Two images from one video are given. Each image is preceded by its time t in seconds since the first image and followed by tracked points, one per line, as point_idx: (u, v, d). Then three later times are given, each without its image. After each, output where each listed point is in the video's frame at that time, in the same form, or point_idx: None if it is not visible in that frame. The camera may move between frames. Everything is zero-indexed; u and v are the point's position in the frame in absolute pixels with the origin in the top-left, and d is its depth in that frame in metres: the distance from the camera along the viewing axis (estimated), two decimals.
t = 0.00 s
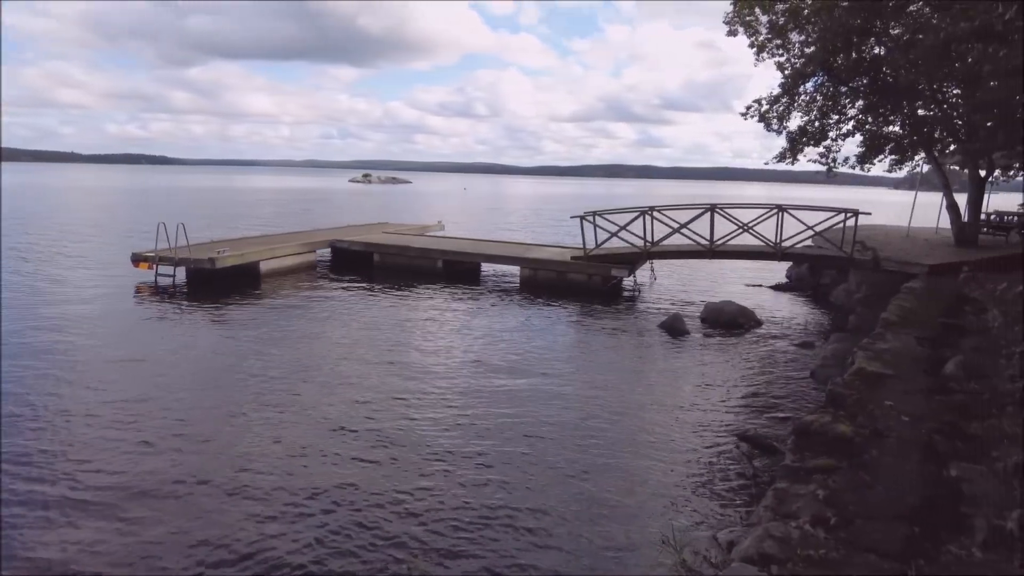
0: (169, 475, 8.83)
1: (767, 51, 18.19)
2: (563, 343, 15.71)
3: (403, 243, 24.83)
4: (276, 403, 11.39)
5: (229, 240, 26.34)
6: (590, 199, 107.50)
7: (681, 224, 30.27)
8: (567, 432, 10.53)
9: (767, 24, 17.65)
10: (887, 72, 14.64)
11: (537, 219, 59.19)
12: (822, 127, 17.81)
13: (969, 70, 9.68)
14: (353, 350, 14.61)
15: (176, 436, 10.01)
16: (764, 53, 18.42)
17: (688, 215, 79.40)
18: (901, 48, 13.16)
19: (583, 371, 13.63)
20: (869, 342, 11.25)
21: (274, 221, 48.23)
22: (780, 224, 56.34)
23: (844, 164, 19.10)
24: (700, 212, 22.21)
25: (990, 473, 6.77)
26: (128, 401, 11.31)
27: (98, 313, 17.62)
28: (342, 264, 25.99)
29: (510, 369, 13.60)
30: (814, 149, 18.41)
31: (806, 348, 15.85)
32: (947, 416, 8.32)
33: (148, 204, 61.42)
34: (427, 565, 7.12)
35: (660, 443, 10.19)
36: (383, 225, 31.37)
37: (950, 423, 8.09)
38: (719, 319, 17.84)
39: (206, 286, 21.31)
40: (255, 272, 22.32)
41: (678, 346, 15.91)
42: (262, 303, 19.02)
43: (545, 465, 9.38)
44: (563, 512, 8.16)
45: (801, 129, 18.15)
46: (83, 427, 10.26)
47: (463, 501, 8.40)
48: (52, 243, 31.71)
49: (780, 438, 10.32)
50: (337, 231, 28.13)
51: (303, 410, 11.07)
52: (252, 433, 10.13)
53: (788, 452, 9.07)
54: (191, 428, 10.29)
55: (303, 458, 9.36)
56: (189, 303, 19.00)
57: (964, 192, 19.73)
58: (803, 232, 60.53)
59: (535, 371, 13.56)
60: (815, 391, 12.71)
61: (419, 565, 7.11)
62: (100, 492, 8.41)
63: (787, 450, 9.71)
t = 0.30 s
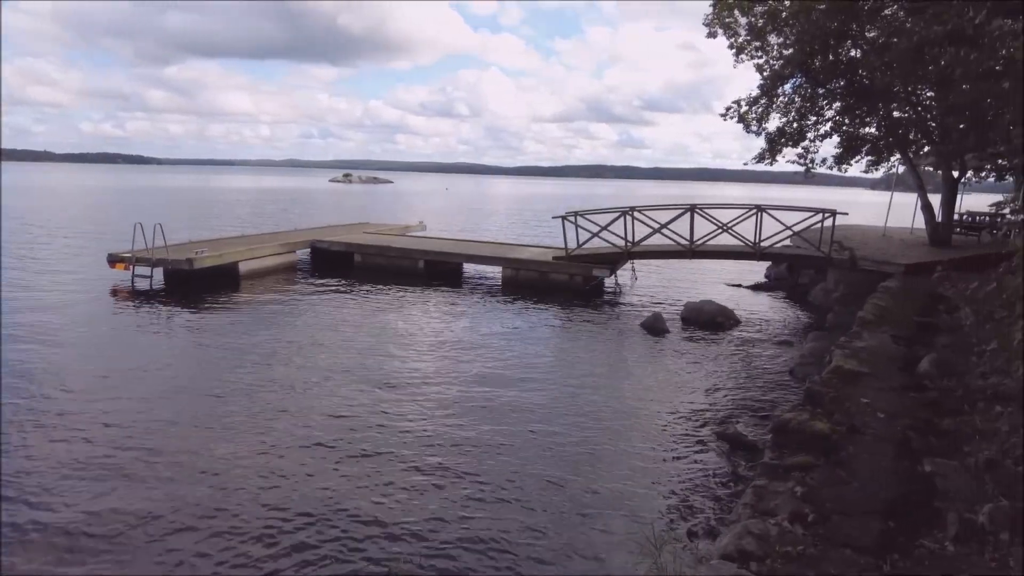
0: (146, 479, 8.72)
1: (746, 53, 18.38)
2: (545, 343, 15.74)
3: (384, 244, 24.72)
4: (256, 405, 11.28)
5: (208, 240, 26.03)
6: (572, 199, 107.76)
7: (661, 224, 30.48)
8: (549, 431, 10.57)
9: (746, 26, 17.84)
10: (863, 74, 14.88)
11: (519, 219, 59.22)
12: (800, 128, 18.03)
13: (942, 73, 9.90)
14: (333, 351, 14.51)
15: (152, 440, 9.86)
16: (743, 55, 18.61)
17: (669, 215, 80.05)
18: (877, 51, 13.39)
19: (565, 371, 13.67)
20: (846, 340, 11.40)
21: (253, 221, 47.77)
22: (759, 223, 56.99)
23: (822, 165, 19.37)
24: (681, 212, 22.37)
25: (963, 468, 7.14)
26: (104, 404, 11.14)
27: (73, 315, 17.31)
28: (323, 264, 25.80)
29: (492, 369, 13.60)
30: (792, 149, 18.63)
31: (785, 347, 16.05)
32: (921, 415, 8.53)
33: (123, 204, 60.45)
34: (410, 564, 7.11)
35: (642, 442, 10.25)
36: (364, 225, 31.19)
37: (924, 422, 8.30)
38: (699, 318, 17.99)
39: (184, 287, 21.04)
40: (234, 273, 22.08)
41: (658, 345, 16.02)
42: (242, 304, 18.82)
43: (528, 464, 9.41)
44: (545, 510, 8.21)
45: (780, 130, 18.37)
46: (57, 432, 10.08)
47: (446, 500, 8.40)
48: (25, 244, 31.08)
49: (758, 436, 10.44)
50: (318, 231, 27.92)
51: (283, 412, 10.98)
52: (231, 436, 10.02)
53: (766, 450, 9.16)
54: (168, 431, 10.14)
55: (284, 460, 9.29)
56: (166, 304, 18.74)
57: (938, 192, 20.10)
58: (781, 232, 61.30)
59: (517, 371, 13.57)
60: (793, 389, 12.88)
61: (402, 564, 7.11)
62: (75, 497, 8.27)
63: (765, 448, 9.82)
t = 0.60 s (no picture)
0: (124, 484, 8.59)
1: (726, 54, 18.56)
2: (527, 343, 15.75)
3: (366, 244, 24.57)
4: (236, 407, 11.15)
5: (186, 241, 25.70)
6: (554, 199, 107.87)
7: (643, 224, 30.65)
8: (532, 431, 10.57)
9: (726, 28, 18.01)
10: (840, 76, 15.10)
11: (501, 219, 59.19)
12: (779, 129, 18.25)
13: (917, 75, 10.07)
14: (314, 352, 14.39)
15: (130, 443, 9.72)
16: (723, 56, 18.80)
17: (650, 214, 80.64)
18: (853, 53, 13.59)
19: (547, 371, 13.68)
20: (824, 339, 11.54)
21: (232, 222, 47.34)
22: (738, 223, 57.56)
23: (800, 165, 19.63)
24: (662, 212, 22.51)
25: (937, 463, 7.30)
26: (80, 408, 10.95)
27: (47, 317, 17.00)
28: (303, 265, 25.61)
29: (474, 370, 13.57)
30: (771, 150, 18.85)
31: (764, 345, 16.22)
32: (897, 412, 8.66)
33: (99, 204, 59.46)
34: (392, 565, 7.08)
35: (624, 441, 10.29)
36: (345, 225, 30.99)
37: (900, 419, 8.44)
38: (680, 317, 18.11)
39: (162, 288, 20.75)
40: (213, 274, 21.82)
41: (640, 345, 16.10)
42: (221, 305, 18.60)
43: (510, 464, 9.40)
44: (528, 510, 8.21)
45: (759, 131, 18.58)
46: (31, 437, 9.89)
47: (428, 501, 8.37)
48: None
49: (738, 434, 10.53)
50: (298, 231, 27.69)
51: (264, 414, 10.87)
52: (211, 440, 9.90)
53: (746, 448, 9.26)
54: (146, 435, 10.01)
55: (264, 463, 9.20)
56: (143, 305, 18.46)
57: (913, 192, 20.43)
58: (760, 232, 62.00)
59: (499, 371, 13.56)
60: (773, 387, 13.02)
61: (384, 566, 7.07)
62: (50, 504, 8.13)
63: (745, 447, 9.91)
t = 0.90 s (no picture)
0: (101, 489, 8.46)
1: (707, 55, 18.72)
2: (510, 343, 15.75)
3: (348, 244, 24.42)
4: (216, 409, 11.04)
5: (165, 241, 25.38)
6: (537, 199, 107.96)
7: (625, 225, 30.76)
8: (515, 431, 10.58)
9: (706, 29, 18.17)
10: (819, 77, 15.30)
11: (484, 220, 59.15)
12: (759, 129, 18.44)
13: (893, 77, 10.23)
14: (296, 353, 14.28)
15: (106, 447, 9.57)
16: (704, 57, 18.95)
17: (631, 215, 81.16)
18: (832, 55, 13.78)
19: (531, 371, 13.69)
20: (804, 337, 11.67)
21: (211, 222, 46.83)
22: (718, 224, 58.07)
23: (780, 165, 19.83)
24: (644, 211, 22.62)
25: (913, 459, 7.43)
26: (57, 411, 10.78)
27: (21, 319, 16.70)
28: (284, 265, 25.38)
29: (458, 370, 13.55)
30: (751, 150, 19.04)
31: (745, 344, 16.37)
32: (874, 409, 8.80)
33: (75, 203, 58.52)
34: (376, 566, 7.05)
35: (607, 440, 10.34)
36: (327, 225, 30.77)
37: (878, 416, 8.57)
38: (663, 317, 18.22)
39: (140, 288, 20.48)
40: (192, 274, 21.57)
41: (623, 344, 16.17)
42: (200, 306, 18.38)
43: (494, 464, 9.40)
44: (511, 509, 8.21)
45: (739, 131, 18.75)
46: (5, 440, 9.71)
47: (411, 501, 8.34)
48: None
49: (720, 432, 10.62)
50: (279, 231, 27.47)
51: (245, 416, 10.77)
52: (189, 442, 9.79)
53: (727, 445, 9.34)
54: (123, 438, 9.85)
55: (244, 465, 9.10)
56: (121, 307, 18.20)
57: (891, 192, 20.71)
58: (741, 232, 62.60)
59: (483, 371, 13.54)
60: (754, 385, 13.14)
61: (367, 566, 7.04)
62: (25, 509, 7.99)
63: (726, 444, 10.01)
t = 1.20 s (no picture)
0: (78, 492, 8.35)
1: (688, 56, 18.86)
2: (494, 343, 15.74)
3: (330, 244, 24.26)
4: (196, 411, 10.92)
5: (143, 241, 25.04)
6: (520, 200, 108.02)
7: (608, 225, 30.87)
8: (499, 431, 10.58)
9: (688, 30, 18.30)
10: (799, 78, 15.46)
11: (468, 220, 59.08)
12: (740, 130, 18.61)
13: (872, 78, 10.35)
14: (277, 354, 14.17)
15: (83, 450, 9.44)
16: (685, 58, 19.08)
17: (614, 215, 81.66)
18: (811, 56, 13.93)
19: (514, 371, 13.70)
20: (784, 335, 11.79)
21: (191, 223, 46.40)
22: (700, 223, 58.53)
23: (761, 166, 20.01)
24: (626, 212, 22.71)
25: (891, 455, 7.54)
26: (32, 413, 10.61)
27: None
28: (265, 266, 25.17)
29: (441, 370, 13.52)
30: (732, 151, 19.20)
31: (727, 342, 16.51)
32: (853, 406, 8.92)
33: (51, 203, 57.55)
34: (358, 567, 7.01)
35: (590, 439, 10.37)
36: (309, 225, 30.54)
37: (857, 414, 8.69)
38: (646, 316, 18.31)
39: (118, 289, 20.20)
40: (171, 275, 21.31)
41: (606, 343, 16.24)
42: (180, 307, 18.16)
43: (478, 464, 9.40)
44: (495, 509, 8.21)
45: (721, 132, 18.91)
46: None
47: (394, 503, 8.31)
48: None
49: (702, 431, 10.71)
50: (260, 232, 27.22)
51: (225, 418, 10.66)
52: (169, 444, 9.67)
53: (709, 443, 9.41)
54: (101, 440, 9.71)
55: (225, 467, 9.02)
56: (99, 308, 17.95)
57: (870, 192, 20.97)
58: (723, 232, 63.20)
59: (466, 372, 13.51)
60: (735, 384, 13.26)
61: (349, 567, 7.00)
62: None
63: (708, 443, 10.08)
